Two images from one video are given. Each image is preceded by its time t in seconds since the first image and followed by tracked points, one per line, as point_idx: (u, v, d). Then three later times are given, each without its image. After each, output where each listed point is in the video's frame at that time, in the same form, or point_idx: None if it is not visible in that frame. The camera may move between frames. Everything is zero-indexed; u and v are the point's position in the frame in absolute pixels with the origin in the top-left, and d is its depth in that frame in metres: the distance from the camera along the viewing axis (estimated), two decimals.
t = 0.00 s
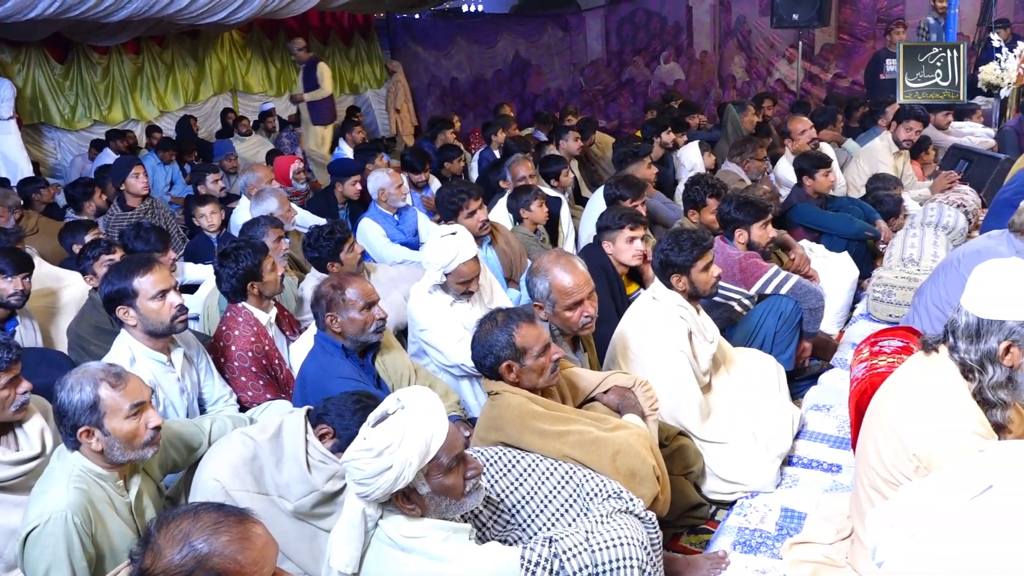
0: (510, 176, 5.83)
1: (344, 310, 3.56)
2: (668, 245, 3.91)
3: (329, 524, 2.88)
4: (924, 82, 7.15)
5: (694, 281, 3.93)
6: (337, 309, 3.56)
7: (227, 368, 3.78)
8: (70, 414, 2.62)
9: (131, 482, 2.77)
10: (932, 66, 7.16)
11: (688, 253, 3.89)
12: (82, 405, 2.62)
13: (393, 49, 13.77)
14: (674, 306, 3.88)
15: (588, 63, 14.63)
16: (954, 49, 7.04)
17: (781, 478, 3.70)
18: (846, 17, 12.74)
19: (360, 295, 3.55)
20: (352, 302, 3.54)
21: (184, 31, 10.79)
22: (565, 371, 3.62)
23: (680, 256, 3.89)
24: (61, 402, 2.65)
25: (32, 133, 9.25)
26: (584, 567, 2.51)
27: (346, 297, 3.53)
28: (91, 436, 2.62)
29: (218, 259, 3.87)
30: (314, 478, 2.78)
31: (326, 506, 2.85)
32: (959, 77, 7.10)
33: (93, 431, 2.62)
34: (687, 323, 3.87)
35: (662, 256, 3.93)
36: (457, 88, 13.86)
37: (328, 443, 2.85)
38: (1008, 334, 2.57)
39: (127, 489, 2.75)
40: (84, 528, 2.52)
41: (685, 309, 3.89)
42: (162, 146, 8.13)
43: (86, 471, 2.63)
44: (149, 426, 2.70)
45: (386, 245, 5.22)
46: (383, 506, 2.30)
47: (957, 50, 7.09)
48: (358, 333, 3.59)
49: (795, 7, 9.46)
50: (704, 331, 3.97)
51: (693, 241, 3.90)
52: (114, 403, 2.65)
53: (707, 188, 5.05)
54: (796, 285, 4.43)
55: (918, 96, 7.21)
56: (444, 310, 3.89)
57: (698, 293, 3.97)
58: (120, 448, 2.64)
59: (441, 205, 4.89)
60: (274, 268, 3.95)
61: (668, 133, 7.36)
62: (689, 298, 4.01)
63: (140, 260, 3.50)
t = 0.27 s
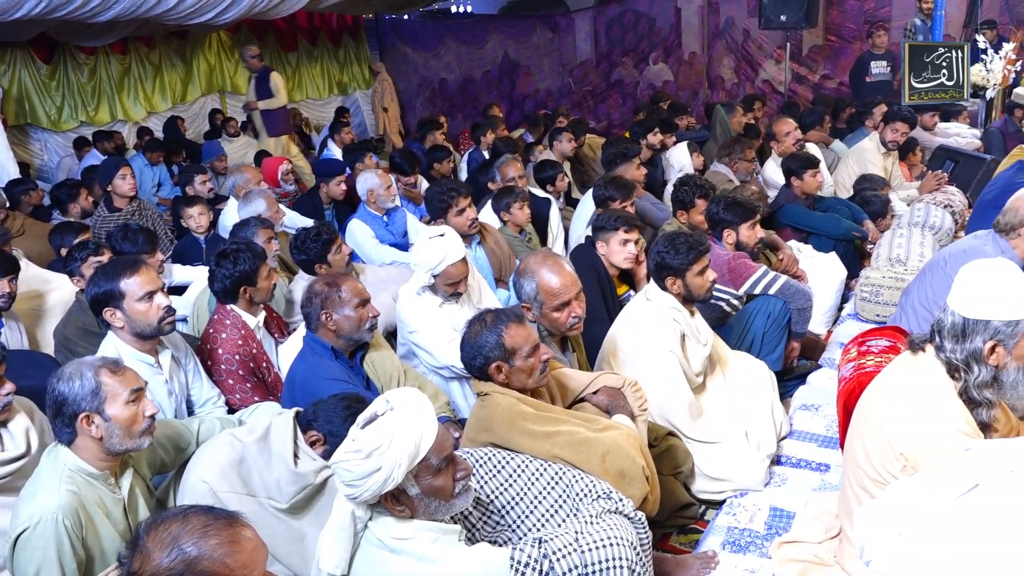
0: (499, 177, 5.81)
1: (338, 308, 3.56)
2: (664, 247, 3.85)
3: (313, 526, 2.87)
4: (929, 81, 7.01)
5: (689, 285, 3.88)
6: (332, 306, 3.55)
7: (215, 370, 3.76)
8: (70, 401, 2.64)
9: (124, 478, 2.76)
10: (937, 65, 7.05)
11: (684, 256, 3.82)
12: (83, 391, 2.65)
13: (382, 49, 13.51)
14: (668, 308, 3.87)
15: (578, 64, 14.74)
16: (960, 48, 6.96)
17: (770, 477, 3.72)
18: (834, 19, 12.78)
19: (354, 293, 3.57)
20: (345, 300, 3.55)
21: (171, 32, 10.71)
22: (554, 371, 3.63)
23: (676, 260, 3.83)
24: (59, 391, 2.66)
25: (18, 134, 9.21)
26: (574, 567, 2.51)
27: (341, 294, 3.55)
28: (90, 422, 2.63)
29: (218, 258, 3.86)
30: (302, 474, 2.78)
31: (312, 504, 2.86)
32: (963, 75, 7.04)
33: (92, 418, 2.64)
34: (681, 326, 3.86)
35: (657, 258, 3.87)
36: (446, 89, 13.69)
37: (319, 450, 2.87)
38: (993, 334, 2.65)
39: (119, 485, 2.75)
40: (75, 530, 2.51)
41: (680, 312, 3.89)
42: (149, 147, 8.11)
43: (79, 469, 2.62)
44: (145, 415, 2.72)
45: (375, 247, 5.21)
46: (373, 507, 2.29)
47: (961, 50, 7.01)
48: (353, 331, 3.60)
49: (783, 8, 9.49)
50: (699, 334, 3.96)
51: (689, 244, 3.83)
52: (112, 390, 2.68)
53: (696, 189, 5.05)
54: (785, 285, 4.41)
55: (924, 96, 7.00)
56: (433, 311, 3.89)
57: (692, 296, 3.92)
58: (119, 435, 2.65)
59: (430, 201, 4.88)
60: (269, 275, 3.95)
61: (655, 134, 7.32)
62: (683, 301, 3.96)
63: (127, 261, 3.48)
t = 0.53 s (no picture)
0: (488, 178, 5.79)
1: (328, 308, 3.55)
2: (672, 249, 3.86)
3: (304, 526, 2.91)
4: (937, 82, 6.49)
5: (694, 288, 3.90)
6: (323, 306, 3.55)
7: (205, 371, 3.76)
8: (63, 398, 2.64)
9: (114, 478, 2.75)
10: (943, 66, 6.53)
11: (692, 259, 3.84)
12: (75, 388, 2.64)
13: (370, 49, 13.15)
14: (671, 308, 3.87)
15: (567, 65, 14.78)
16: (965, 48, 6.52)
17: (759, 476, 3.74)
18: (821, 20, 12.84)
19: (342, 293, 3.57)
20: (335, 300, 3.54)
21: (159, 31, 10.59)
22: (543, 372, 3.64)
23: (684, 262, 3.84)
24: (52, 388, 2.65)
25: (3, 134, 9.18)
26: (563, 567, 2.51)
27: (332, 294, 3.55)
28: (82, 419, 2.62)
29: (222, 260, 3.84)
30: (295, 473, 2.78)
31: (300, 505, 2.89)
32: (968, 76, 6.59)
33: (84, 415, 2.63)
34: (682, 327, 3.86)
35: (664, 258, 3.88)
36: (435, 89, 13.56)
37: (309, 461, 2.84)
38: (977, 332, 2.75)
39: (109, 485, 2.74)
40: (65, 531, 2.50)
41: (683, 313, 3.88)
42: (136, 147, 8.08)
43: (70, 470, 2.61)
44: (137, 414, 2.72)
45: (364, 247, 5.20)
46: (362, 508, 2.29)
47: (965, 49, 6.58)
48: (344, 331, 3.60)
49: (770, 9, 9.53)
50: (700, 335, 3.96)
51: (697, 247, 3.85)
52: (105, 388, 2.67)
53: (684, 189, 5.05)
54: (774, 285, 4.42)
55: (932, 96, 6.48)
56: (422, 312, 3.89)
57: (697, 299, 3.95)
58: (110, 434, 2.64)
59: (426, 195, 4.86)
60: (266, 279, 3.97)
61: (643, 134, 7.37)
62: (686, 304, 3.98)
63: (117, 261, 3.47)
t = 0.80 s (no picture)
0: (478, 181, 5.77)
1: (314, 314, 3.55)
2: (681, 254, 3.91)
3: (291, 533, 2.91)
4: (942, 82, 6.64)
5: (700, 294, 3.93)
6: (309, 312, 3.54)
7: (197, 372, 3.73)
8: (56, 401, 2.64)
9: (105, 483, 2.75)
10: (947, 65, 6.67)
11: (700, 265, 3.87)
12: (70, 392, 2.64)
13: (360, 53, 13.23)
14: (674, 314, 3.90)
15: (557, 68, 14.73)
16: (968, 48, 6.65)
17: (749, 480, 3.75)
18: (810, 23, 12.91)
19: (330, 298, 3.55)
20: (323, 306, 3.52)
21: (148, 34, 10.48)
22: (534, 376, 3.66)
23: (692, 268, 3.87)
24: (46, 391, 2.66)
25: None
26: (554, 571, 2.50)
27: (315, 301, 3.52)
28: (74, 422, 2.62)
29: (197, 262, 3.82)
30: (281, 480, 2.78)
31: (287, 511, 2.89)
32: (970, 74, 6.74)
33: (77, 418, 2.63)
34: (684, 333, 3.88)
35: (672, 264, 3.93)
36: (426, 92, 13.58)
37: (296, 464, 2.82)
38: (964, 334, 2.79)
39: (101, 490, 2.73)
40: (56, 537, 2.49)
41: (686, 320, 3.91)
42: (125, 151, 8.05)
43: (61, 475, 2.61)
44: (131, 420, 2.72)
45: (354, 250, 5.18)
46: (352, 514, 2.29)
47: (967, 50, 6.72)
48: (330, 337, 3.58)
49: (759, 13, 9.57)
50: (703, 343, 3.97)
51: (707, 255, 3.89)
52: (99, 393, 2.67)
53: (674, 192, 5.06)
54: (763, 288, 4.45)
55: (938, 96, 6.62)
56: (413, 316, 3.88)
57: (702, 306, 3.97)
58: (102, 439, 2.64)
59: (421, 195, 4.84)
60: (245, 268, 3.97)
61: (634, 138, 7.45)
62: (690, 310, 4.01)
63: (106, 265, 3.45)
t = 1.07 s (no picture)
0: (469, 188, 5.76)
1: (296, 325, 3.54)
2: (676, 260, 3.90)
3: (279, 543, 2.90)
4: (947, 82, 6.77)
5: (695, 300, 3.93)
6: (291, 324, 3.53)
7: (183, 375, 3.73)
8: (45, 408, 2.63)
9: (95, 491, 2.73)
10: (952, 65, 6.78)
11: (695, 272, 3.88)
12: (58, 400, 2.63)
13: (352, 59, 13.36)
14: (669, 320, 3.91)
15: (548, 75, 14.63)
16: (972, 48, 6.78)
17: (741, 485, 3.75)
18: (799, 31, 12.96)
19: (313, 309, 3.52)
20: (304, 318, 3.51)
21: (138, 41, 10.54)
22: (526, 382, 3.66)
23: (687, 274, 3.87)
24: (35, 399, 2.64)
25: None
26: None
27: (296, 314, 3.51)
28: (63, 431, 2.61)
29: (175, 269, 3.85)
30: (267, 490, 2.79)
31: (275, 522, 2.88)
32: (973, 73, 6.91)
33: (66, 426, 2.61)
34: (678, 339, 3.89)
35: (667, 270, 3.92)
36: (417, 99, 13.66)
37: (281, 469, 2.85)
38: (952, 339, 2.79)
39: (90, 498, 2.72)
40: (45, 546, 2.47)
41: (681, 325, 3.92)
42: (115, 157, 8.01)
43: (51, 483, 2.59)
44: (120, 428, 2.69)
45: (346, 257, 5.17)
46: (344, 521, 2.28)
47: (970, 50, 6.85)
48: (313, 349, 3.59)
49: (749, 20, 9.61)
50: (697, 349, 3.98)
51: (701, 261, 3.90)
52: (88, 401, 2.66)
53: (665, 199, 5.06)
54: (754, 295, 4.46)
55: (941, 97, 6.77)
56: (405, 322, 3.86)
57: (696, 311, 3.97)
58: (91, 447, 2.62)
59: (412, 202, 4.82)
60: (219, 268, 4.01)
61: (625, 144, 7.46)
62: (685, 316, 4.00)
63: (94, 273, 3.44)
